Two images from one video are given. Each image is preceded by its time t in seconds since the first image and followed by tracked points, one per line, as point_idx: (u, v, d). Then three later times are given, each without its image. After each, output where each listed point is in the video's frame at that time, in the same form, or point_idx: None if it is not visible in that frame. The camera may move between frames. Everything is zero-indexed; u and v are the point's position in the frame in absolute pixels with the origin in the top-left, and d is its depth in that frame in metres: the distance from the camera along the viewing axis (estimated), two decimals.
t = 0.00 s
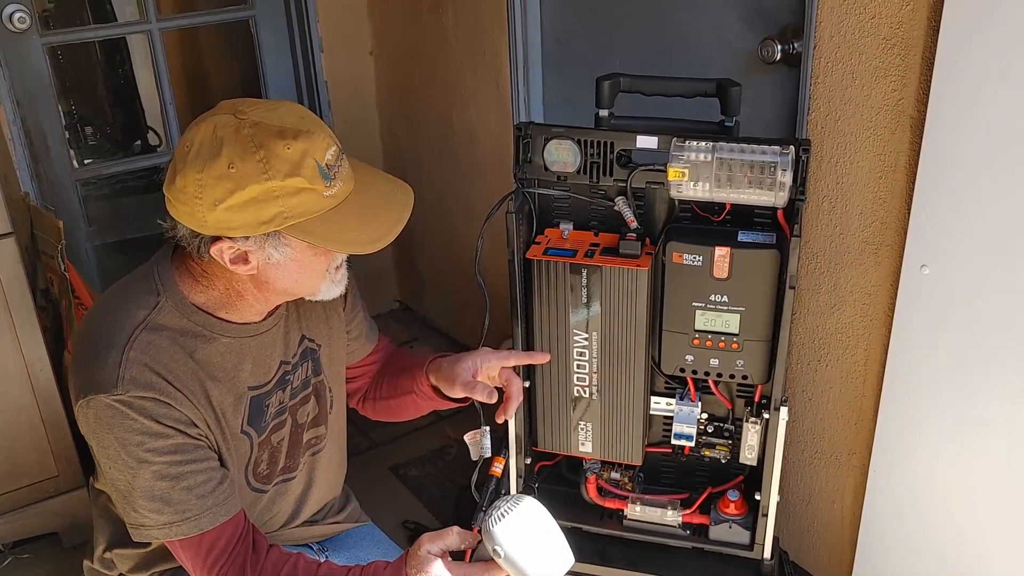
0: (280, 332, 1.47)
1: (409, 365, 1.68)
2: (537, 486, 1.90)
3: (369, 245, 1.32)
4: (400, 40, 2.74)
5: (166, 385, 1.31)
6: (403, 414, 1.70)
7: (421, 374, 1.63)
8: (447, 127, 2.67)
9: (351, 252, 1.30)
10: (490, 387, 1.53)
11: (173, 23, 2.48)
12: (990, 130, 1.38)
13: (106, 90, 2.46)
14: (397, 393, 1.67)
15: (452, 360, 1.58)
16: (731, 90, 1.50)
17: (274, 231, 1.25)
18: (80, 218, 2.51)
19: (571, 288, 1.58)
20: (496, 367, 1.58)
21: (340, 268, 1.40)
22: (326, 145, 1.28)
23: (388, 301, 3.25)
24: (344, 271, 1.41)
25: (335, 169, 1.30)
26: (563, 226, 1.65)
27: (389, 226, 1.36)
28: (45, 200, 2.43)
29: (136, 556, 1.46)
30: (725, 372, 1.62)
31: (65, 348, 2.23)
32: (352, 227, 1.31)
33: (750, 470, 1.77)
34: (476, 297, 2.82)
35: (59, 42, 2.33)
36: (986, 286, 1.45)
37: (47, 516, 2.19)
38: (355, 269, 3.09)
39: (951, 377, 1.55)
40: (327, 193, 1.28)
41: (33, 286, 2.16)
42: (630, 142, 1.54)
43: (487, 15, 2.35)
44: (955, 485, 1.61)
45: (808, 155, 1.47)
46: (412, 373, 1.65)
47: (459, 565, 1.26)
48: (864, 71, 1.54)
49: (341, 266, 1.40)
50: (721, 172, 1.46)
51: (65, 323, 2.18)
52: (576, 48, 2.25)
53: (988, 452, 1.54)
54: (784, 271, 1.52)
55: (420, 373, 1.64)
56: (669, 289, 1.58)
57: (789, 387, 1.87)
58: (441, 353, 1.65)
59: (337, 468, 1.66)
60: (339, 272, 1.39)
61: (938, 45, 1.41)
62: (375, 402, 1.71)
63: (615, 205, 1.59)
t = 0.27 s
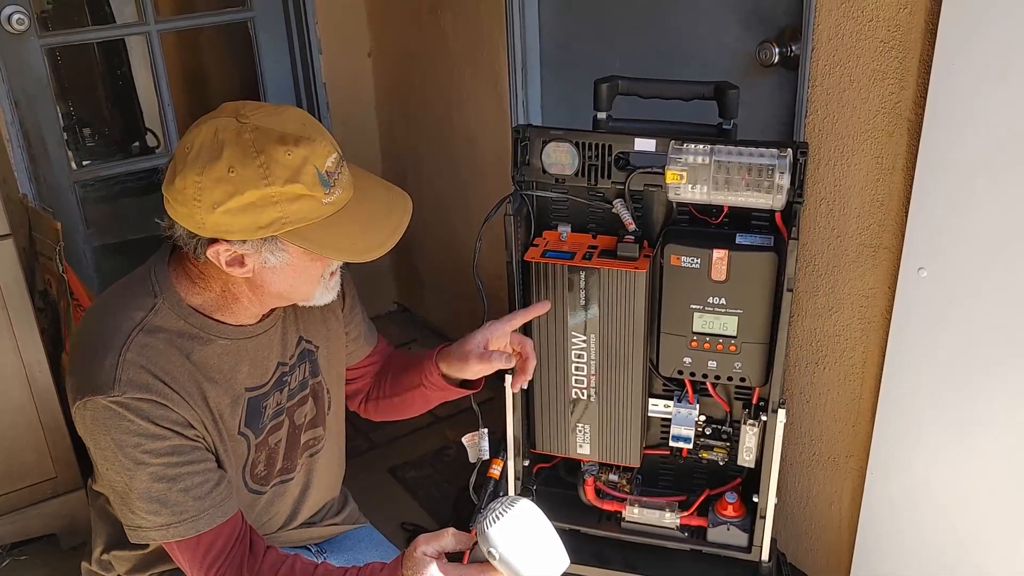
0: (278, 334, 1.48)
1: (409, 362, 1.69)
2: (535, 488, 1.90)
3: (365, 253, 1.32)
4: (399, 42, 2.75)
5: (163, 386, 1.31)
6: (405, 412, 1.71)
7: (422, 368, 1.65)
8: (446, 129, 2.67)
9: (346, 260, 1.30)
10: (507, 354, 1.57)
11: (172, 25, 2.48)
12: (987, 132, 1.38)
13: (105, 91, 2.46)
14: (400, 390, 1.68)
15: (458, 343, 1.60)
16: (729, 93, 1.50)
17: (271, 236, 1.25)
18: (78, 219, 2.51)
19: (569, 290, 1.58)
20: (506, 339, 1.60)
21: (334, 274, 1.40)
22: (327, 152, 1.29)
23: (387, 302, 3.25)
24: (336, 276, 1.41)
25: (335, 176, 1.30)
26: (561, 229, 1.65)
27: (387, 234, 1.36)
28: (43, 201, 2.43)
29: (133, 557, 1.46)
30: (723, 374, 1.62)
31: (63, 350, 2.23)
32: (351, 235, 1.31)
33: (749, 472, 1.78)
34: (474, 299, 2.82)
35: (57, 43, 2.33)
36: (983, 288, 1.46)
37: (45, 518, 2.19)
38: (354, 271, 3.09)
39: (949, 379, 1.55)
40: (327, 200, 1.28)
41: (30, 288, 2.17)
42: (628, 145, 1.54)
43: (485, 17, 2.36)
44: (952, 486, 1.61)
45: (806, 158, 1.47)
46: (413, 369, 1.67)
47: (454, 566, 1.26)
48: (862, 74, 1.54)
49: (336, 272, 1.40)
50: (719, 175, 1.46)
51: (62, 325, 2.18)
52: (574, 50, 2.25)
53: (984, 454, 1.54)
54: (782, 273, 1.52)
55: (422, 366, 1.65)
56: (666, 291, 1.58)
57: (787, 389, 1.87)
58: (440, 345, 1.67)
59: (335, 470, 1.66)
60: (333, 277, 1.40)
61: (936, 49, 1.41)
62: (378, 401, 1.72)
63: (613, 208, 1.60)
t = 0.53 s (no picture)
0: (276, 335, 1.47)
1: (409, 345, 1.69)
2: (532, 491, 1.90)
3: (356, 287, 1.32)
4: (396, 44, 2.75)
5: (161, 388, 1.30)
6: (408, 393, 1.70)
7: (422, 345, 1.64)
8: (443, 131, 2.68)
9: (335, 293, 1.30)
10: (509, 314, 1.54)
11: (170, 27, 2.48)
12: (984, 136, 1.38)
13: (102, 93, 2.46)
14: (403, 373, 1.68)
15: (459, 314, 1.59)
16: (726, 95, 1.50)
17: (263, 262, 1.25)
18: (75, 220, 2.51)
19: (566, 293, 1.58)
20: (507, 301, 1.57)
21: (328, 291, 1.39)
22: (331, 185, 1.28)
23: (384, 304, 3.24)
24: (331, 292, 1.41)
25: (337, 209, 1.30)
26: (558, 231, 1.65)
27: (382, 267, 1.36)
28: (40, 203, 2.43)
29: (129, 560, 1.46)
30: (720, 376, 1.62)
31: (59, 352, 2.23)
32: (345, 269, 1.31)
33: (745, 475, 1.77)
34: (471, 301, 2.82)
35: (55, 45, 2.33)
36: (979, 291, 1.46)
37: (41, 520, 2.18)
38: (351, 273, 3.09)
39: (946, 382, 1.55)
40: (325, 233, 1.28)
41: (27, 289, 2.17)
42: (625, 148, 1.54)
43: (482, 19, 2.36)
44: (949, 489, 1.61)
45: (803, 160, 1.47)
46: (414, 347, 1.67)
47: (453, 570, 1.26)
48: (859, 77, 1.54)
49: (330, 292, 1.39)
50: (715, 177, 1.46)
51: (59, 326, 2.18)
52: (571, 52, 2.25)
53: (981, 457, 1.54)
54: (779, 276, 1.52)
55: (421, 344, 1.64)
56: (663, 293, 1.58)
57: (785, 392, 1.87)
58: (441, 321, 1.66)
59: (331, 473, 1.65)
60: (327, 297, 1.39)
61: (933, 52, 1.41)
62: (383, 386, 1.71)
63: (610, 210, 1.60)
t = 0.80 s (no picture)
0: (273, 335, 1.47)
1: (409, 342, 1.69)
2: (529, 492, 1.90)
3: (351, 288, 1.31)
4: (393, 44, 2.75)
5: (158, 390, 1.30)
6: (409, 392, 1.70)
7: (422, 343, 1.64)
8: (440, 131, 2.67)
9: (331, 293, 1.29)
10: (515, 308, 1.53)
11: (166, 27, 2.48)
12: (980, 137, 1.38)
13: (99, 93, 2.45)
14: (403, 371, 1.68)
15: (461, 311, 1.58)
16: (723, 96, 1.50)
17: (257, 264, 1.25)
18: (72, 221, 2.50)
19: (563, 294, 1.57)
20: (510, 297, 1.57)
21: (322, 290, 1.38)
22: (324, 186, 1.27)
23: (382, 305, 3.24)
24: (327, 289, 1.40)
25: (331, 209, 1.29)
26: (555, 232, 1.65)
27: (378, 268, 1.35)
28: (37, 204, 2.42)
29: (126, 561, 1.45)
30: (717, 377, 1.62)
31: (56, 353, 2.23)
32: (340, 269, 1.30)
33: (742, 476, 1.77)
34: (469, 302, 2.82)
35: (53, 45, 2.33)
36: (977, 294, 1.46)
37: (38, 521, 2.18)
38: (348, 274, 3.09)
39: (942, 383, 1.55)
40: (319, 234, 1.27)
41: (23, 290, 2.19)
42: (622, 148, 1.54)
43: (479, 20, 2.36)
44: (945, 490, 1.61)
45: (800, 161, 1.47)
46: (414, 346, 1.66)
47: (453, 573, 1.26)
48: (855, 78, 1.54)
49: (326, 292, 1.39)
50: (712, 178, 1.46)
51: (55, 328, 2.18)
52: (569, 53, 2.25)
53: (977, 457, 1.54)
54: (776, 277, 1.52)
55: (422, 342, 1.64)
56: (660, 294, 1.58)
57: (782, 393, 1.87)
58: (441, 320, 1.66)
59: (328, 474, 1.65)
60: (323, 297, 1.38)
61: (929, 53, 1.41)
62: (383, 384, 1.71)
63: (607, 211, 1.60)
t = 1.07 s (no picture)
0: (271, 336, 1.47)
1: (409, 345, 1.69)
2: (527, 493, 1.89)
3: (353, 269, 1.31)
4: (390, 45, 2.74)
5: (156, 392, 1.30)
6: (409, 395, 1.70)
7: (423, 344, 1.64)
8: (438, 132, 2.67)
9: (334, 276, 1.29)
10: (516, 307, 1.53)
11: (164, 28, 2.48)
12: (977, 137, 1.38)
13: (96, 94, 2.45)
14: (403, 373, 1.68)
15: (462, 310, 1.58)
16: (720, 96, 1.50)
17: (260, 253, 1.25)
18: (69, 221, 2.50)
19: (561, 294, 1.57)
20: (512, 296, 1.57)
21: (321, 281, 1.39)
22: (315, 168, 1.28)
23: (379, 306, 3.24)
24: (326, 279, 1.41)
25: (323, 192, 1.30)
26: (553, 232, 1.65)
27: (376, 248, 1.36)
28: (34, 205, 2.42)
29: (123, 562, 1.45)
30: (715, 378, 1.62)
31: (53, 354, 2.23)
32: (340, 251, 1.31)
33: (740, 477, 1.77)
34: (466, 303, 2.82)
35: (50, 46, 2.33)
36: (974, 294, 1.46)
37: (35, 522, 2.18)
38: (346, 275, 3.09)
39: (940, 383, 1.56)
40: (316, 217, 1.28)
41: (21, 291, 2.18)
42: (619, 149, 1.54)
43: (477, 20, 2.36)
44: (943, 491, 1.61)
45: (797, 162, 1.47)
46: (414, 348, 1.66)
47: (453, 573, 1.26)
48: (852, 78, 1.54)
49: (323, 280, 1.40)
50: (709, 179, 1.46)
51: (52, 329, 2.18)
52: (566, 53, 2.25)
53: (975, 458, 1.54)
54: (773, 278, 1.52)
55: (422, 344, 1.64)
56: (657, 295, 1.58)
57: (779, 394, 1.87)
58: (440, 321, 1.66)
59: (326, 474, 1.65)
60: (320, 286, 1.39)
61: (926, 53, 1.42)
62: (383, 387, 1.71)
63: (604, 211, 1.60)
